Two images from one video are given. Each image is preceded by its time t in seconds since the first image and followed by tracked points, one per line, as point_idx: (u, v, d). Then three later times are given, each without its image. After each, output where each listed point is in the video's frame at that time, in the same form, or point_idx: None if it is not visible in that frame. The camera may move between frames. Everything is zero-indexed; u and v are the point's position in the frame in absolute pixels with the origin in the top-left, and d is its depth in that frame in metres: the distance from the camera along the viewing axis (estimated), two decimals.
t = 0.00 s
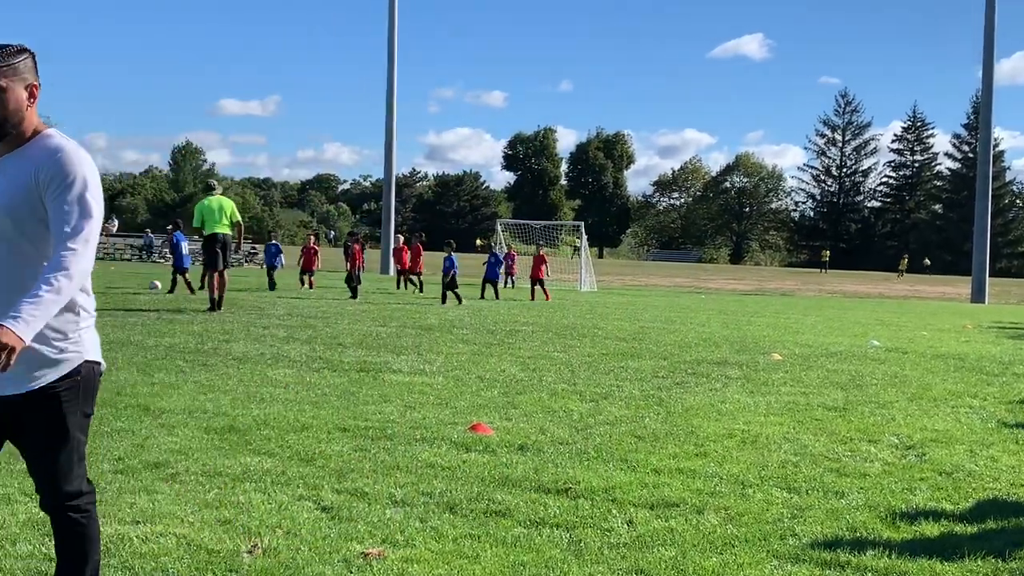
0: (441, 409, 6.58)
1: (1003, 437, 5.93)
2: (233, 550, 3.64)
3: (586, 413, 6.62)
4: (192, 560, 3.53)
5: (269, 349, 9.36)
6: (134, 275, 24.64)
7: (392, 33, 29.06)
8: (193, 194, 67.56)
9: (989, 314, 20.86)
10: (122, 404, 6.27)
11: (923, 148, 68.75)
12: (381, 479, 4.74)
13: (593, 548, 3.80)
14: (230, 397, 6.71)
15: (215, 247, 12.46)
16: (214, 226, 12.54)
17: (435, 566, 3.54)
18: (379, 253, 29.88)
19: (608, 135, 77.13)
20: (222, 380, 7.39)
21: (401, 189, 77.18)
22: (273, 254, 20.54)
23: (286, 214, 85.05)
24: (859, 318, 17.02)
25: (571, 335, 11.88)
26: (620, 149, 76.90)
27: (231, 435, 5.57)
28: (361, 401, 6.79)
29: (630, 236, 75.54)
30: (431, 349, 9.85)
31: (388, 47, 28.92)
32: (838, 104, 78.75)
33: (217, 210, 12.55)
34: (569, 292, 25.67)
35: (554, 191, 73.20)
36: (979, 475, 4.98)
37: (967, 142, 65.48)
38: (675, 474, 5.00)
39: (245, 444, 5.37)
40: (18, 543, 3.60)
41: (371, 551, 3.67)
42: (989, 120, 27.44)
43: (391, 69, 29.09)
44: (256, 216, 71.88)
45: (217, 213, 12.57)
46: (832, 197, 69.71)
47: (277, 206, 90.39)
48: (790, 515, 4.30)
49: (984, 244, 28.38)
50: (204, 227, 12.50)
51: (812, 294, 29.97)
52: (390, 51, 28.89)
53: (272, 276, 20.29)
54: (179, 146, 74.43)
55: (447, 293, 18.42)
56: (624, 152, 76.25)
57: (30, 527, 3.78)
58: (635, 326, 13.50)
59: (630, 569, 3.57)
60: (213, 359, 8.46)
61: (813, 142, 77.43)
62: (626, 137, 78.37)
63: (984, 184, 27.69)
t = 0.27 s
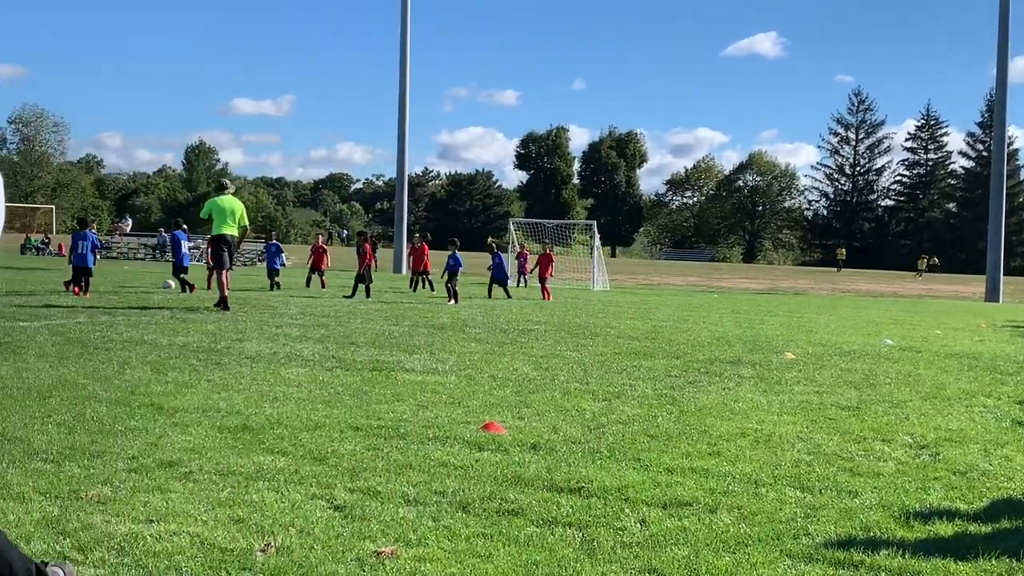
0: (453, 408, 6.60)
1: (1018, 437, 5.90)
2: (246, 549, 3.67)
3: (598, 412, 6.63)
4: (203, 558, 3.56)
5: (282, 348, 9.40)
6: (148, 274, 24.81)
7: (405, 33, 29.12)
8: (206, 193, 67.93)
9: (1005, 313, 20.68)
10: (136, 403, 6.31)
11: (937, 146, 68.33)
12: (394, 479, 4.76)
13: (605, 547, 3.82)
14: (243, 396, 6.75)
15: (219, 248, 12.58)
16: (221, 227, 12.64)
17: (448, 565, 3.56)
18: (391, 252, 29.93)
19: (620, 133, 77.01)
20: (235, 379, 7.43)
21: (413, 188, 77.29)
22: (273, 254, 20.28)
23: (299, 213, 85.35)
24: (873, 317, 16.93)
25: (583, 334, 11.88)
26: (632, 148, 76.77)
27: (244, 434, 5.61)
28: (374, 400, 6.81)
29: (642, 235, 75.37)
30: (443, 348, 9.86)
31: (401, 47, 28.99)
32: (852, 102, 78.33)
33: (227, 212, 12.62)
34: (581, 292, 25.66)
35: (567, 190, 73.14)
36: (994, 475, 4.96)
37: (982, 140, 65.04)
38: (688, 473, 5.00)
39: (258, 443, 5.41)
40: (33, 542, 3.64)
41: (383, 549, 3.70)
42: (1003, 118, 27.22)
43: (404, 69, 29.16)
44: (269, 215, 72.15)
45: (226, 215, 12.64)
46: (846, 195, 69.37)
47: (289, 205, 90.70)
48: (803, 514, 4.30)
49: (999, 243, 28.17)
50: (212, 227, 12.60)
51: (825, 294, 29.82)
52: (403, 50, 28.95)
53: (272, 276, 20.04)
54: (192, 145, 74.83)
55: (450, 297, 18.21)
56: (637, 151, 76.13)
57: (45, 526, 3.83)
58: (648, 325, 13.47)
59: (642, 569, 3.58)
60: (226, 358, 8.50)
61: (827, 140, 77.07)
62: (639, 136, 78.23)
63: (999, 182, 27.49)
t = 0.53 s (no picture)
0: (467, 407, 6.62)
1: None
2: (260, 547, 3.71)
3: (612, 411, 6.64)
4: (219, 556, 3.59)
5: (296, 346, 9.45)
6: (163, 273, 24.96)
7: (418, 32, 29.18)
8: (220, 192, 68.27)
9: (1020, 311, 20.54)
10: (151, 402, 6.37)
11: (953, 144, 67.86)
12: (408, 477, 4.79)
13: (619, 546, 3.83)
14: (257, 395, 6.79)
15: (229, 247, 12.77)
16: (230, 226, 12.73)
17: (462, 563, 3.59)
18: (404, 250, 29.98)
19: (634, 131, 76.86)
20: (249, 378, 7.48)
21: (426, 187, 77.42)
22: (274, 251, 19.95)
23: (313, 212, 85.66)
24: (887, 316, 16.85)
25: (597, 332, 11.88)
26: (646, 146, 76.63)
27: (259, 432, 5.65)
28: (388, 399, 6.85)
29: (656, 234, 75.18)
30: (457, 346, 9.90)
31: (415, 46, 29.05)
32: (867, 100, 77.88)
33: (238, 212, 12.68)
34: (594, 290, 25.64)
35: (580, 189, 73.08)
36: (1009, 474, 4.94)
37: (998, 138, 64.56)
38: (702, 472, 5.00)
39: (273, 441, 5.45)
40: (49, 540, 3.69)
41: (397, 548, 3.73)
42: (1019, 115, 26.94)
43: (418, 67, 29.22)
44: (283, 214, 72.46)
45: (237, 215, 12.71)
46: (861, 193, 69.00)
47: (303, 204, 91.10)
48: (817, 513, 4.30)
49: (1015, 241, 27.97)
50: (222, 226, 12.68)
51: (839, 292, 29.69)
52: (417, 50, 29.01)
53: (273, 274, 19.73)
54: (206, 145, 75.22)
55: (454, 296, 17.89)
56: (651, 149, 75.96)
57: (61, 523, 3.88)
58: (661, 324, 13.46)
59: (657, 567, 3.59)
60: (240, 356, 8.56)
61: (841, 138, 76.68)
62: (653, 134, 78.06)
63: (1014, 180, 27.28)
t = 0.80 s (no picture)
0: (480, 406, 6.65)
1: None
2: (274, 545, 3.74)
3: (625, 410, 6.64)
4: (232, 555, 3.63)
5: (309, 345, 9.51)
6: (177, 272, 25.13)
7: (431, 31, 29.24)
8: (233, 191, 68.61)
9: None
10: (165, 400, 6.43)
11: (968, 142, 67.41)
12: (421, 476, 4.82)
13: (632, 545, 3.84)
14: (270, 393, 6.84)
15: (241, 244, 12.79)
16: (239, 223, 12.80)
17: (474, 562, 3.61)
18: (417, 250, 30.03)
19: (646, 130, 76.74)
20: (262, 377, 7.53)
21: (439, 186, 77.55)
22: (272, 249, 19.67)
23: (326, 211, 85.95)
24: (901, 315, 16.79)
25: (610, 331, 11.89)
26: (659, 145, 76.50)
27: (272, 431, 5.70)
28: (401, 397, 6.88)
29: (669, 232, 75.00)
30: (470, 345, 9.92)
31: (428, 45, 29.12)
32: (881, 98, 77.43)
33: (247, 209, 12.77)
34: (606, 289, 25.64)
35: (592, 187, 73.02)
36: None
37: (1013, 136, 64.10)
38: (715, 471, 5.01)
39: (286, 439, 5.50)
40: (64, 538, 3.73)
41: (410, 546, 3.75)
42: None
43: (431, 67, 29.29)
44: (296, 213, 72.78)
45: (246, 213, 12.80)
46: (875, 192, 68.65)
47: (316, 203, 91.45)
48: (831, 513, 4.30)
49: None
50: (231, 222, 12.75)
51: (853, 291, 29.56)
52: (430, 49, 29.08)
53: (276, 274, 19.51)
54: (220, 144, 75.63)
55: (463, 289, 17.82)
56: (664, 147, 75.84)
57: (75, 521, 3.93)
58: (674, 322, 13.45)
59: (669, 567, 3.61)
60: (254, 355, 8.62)
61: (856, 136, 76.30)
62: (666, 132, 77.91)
63: None
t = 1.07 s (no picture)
0: (489, 405, 6.66)
1: None
2: (282, 545, 3.77)
3: (633, 410, 6.64)
4: (241, 554, 3.65)
5: (318, 345, 9.54)
6: (186, 271, 25.23)
7: (440, 32, 29.27)
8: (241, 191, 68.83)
9: None
10: (174, 400, 6.47)
11: (977, 141, 67.15)
12: (429, 475, 4.84)
13: (640, 545, 3.85)
14: (278, 393, 6.88)
15: (243, 244, 12.83)
16: (240, 223, 12.85)
17: (483, 561, 3.62)
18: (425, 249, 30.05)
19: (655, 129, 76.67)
20: (271, 376, 7.55)
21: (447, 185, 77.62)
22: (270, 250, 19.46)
23: (334, 211, 86.16)
24: (910, 314, 16.74)
25: (618, 331, 11.89)
26: (667, 144, 76.42)
27: (281, 430, 5.73)
28: (410, 397, 6.90)
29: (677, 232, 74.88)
30: (478, 345, 9.94)
31: (436, 45, 29.14)
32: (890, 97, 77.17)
33: (247, 209, 12.80)
34: (615, 289, 25.64)
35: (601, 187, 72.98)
36: None
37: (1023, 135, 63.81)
38: (724, 471, 5.01)
39: (295, 439, 5.52)
40: (73, 537, 3.76)
41: (418, 546, 3.77)
42: None
43: (439, 67, 29.31)
44: (304, 212, 72.98)
45: (246, 212, 12.83)
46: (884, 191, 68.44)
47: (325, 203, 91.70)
48: (840, 513, 4.30)
49: None
50: (231, 223, 12.80)
51: (862, 291, 29.47)
52: (438, 49, 29.10)
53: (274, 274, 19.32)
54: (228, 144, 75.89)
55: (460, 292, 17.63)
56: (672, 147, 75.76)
57: (84, 521, 3.96)
58: (682, 322, 13.45)
59: (678, 567, 3.61)
60: (263, 355, 8.66)
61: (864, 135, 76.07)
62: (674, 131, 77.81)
63: None
